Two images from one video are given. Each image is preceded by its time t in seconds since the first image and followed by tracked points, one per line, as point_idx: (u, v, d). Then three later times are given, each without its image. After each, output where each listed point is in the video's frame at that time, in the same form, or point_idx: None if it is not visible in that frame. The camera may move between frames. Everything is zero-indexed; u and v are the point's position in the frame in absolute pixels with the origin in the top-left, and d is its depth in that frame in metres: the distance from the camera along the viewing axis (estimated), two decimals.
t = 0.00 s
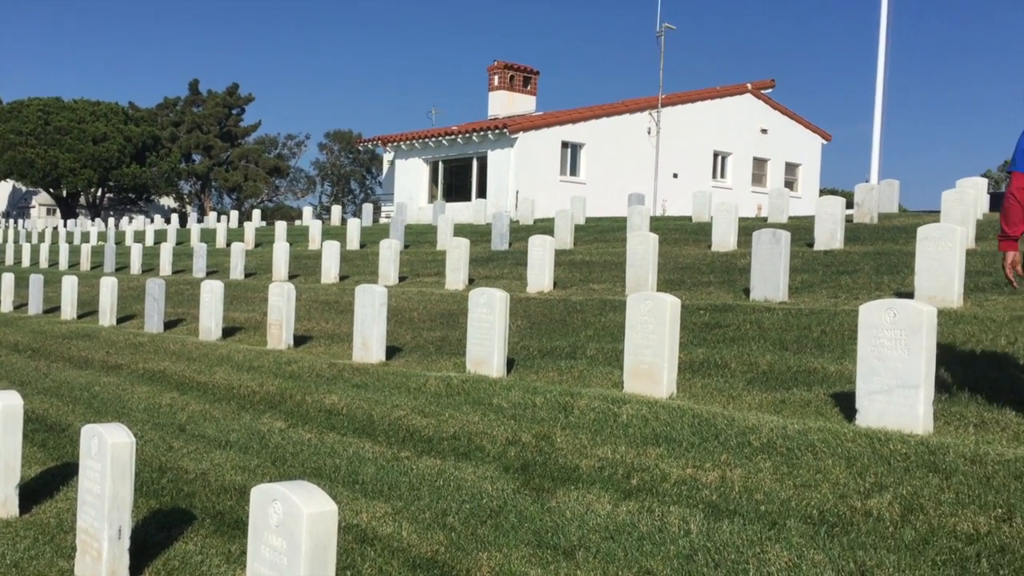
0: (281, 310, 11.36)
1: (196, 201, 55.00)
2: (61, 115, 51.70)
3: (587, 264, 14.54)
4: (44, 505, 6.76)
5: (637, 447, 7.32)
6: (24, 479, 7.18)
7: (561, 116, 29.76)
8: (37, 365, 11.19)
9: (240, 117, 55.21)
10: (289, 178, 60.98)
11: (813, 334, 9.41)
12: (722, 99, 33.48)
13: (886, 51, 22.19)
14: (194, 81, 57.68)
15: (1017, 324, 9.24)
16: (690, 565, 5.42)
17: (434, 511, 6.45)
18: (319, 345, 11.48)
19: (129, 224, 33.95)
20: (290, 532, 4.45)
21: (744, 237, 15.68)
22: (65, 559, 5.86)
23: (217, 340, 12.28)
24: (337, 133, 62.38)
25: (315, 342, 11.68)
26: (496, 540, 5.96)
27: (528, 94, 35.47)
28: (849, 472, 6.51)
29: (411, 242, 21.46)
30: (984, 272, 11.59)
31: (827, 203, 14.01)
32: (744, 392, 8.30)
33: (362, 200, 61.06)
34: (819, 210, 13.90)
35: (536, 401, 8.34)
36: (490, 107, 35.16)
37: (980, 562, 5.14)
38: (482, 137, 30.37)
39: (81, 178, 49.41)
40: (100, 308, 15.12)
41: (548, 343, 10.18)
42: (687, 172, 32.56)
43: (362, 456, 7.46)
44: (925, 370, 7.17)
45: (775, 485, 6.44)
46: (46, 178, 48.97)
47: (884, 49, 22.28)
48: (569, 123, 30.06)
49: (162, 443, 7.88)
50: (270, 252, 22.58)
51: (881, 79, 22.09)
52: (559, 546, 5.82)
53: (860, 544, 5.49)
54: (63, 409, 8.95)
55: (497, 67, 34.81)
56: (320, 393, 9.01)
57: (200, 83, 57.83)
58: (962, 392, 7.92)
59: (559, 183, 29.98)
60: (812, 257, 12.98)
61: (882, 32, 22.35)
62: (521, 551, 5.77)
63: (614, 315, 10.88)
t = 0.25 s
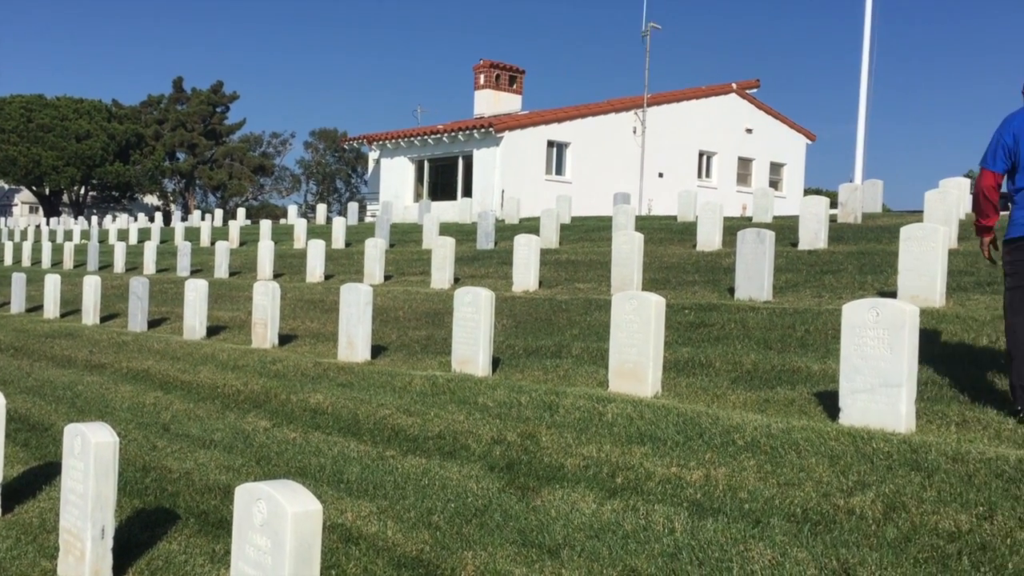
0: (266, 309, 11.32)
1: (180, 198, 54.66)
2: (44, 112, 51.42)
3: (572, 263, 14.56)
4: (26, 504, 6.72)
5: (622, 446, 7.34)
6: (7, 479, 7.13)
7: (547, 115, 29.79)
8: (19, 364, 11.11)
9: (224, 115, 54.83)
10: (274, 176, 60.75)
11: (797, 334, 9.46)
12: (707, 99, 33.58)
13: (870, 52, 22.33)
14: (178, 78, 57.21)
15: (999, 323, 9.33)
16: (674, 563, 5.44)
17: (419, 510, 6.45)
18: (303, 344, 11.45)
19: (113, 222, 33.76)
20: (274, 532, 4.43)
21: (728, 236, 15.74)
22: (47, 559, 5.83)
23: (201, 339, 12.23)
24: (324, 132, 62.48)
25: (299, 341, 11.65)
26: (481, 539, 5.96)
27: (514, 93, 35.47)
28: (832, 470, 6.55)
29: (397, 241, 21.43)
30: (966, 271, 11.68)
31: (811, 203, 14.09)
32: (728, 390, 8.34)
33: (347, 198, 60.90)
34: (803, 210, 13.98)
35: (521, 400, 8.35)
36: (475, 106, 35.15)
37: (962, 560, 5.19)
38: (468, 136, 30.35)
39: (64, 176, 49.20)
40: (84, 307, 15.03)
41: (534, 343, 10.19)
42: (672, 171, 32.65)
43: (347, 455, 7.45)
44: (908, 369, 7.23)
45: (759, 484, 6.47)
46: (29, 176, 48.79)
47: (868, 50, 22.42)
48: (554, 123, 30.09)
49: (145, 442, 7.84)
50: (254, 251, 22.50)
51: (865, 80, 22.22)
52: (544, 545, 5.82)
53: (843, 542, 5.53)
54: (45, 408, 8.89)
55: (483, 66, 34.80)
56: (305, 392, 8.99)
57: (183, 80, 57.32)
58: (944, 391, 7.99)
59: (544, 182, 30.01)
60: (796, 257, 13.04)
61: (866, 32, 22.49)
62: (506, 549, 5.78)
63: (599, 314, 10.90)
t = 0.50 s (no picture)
0: (249, 308, 11.29)
1: (163, 196, 54.37)
2: (24, 109, 50.94)
3: (556, 262, 14.58)
4: (6, 504, 6.66)
5: (606, 445, 7.36)
6: None
7: (531, 114, 29.80)
8: None
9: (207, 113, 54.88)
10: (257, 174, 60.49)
11: (780, 332, 9.51)
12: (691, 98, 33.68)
13: (853, 52, 22.47)
14: (160, 76, 56.87)
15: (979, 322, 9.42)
16: (658, 561, 5.46)
17: (403, 508, 6.44)
18: (286, 342, 11.41)
19: (94, 220, 33.50)
20: (257, 530, 4.42)
21: (712, 235, 15.81)
22: (28, 559, 5.79)
23: (184, 338, 12.18)
24: (307, 129, 61.89)
25: (283, 340, 11.61)
26: (465, 537, 5.96)
27: (498, 91, 35.46)
28: (814, 468, 6.60)
29: (380, 239, 21.39)
30: (947, 271, 11.78)
31: (794, 203, 14.17)
32: (711, 389, 8.38)
33: (331, 196, 60.72)
34: (785, 209, 14.07)
35: (506, 399, 8.37)
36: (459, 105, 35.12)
37: (941, 557, 5.24)
38: (452, 134, 30.33)
39: (45, 173, 48.74)
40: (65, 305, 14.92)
41: (518, 341, 10.21)
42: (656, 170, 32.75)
43: (331, 454, 7.43)
44: (889, 368, 7.28)
45: (742, 482, 6.50)
46: (10, 174, 48.23)
47: (851, 50, 22.56)
48: (538, 121, 30.10)
49: (127, 441, 7.80)
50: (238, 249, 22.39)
51: (848, 80, 22.36)
52: (528, 543, 5.83)
53: (824, 539, 5.58)
54: (25, 407, 8.82)
55: (467, 64, 34.77)
56: (288, 391, 8.97)
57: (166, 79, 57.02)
58: (925, 389, 8.07)
59: (528, 180, 30.02)
60: (779, 256, 13.12)
61: (849, 33, 22.63)
62: (490, 548, 5.78)
63: (584, 313, 10.94)
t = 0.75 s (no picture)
0: (232, 306, 11.25)
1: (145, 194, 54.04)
2: (4, 105, 50.41)
3: (540, 260, 14.60)
4: None
5: (589, 443, 7.38)
6: None
7: (515, 112, 29.80)
8: None
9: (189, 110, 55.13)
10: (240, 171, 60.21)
11: (762, 331, 9.56)
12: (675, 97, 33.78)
13: (836, 52, 22.60)
14: (142, 73, 56.44)
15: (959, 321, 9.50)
16: (641, 559, 5.48)
17: (387, 507, 6.43)
18: (270, 341, 11.37)
19: (75, 218, 33.22)
20: (241, 530, 4.41)
21: (695, 234, 15.87)
22: (8, 560, 5.74)
23: (166, 336, 12.11)
24: (291, 128, 61.37)
25: (266, 339, 11.57)
26: (449, 536, 5.96)
27: (482, 90, 35.43)
28: (796, 466, 6.64)
29: (364, 237, 21.34)
30: (928, 270, 11.88)
31: (777, 202, 14.24)
32: (695, 388, 8.41)
33: (315, 195, 60.53)
34: (769, 208, 14.13)
35: (490, 398, 8.37)
36: (444, 103, 35.08)
37: (921, 554, 5.29)
38: (436, 132, 30.29)
39: (26, 170, 48.22)
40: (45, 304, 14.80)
41: (502, 340, 10.22)
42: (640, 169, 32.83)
43: (315, 453, 7.42)
44: (869, 367, 7.33)
45: (724, 480, 6.54)
46: None
47: (834, 50, 22.69)
48: (523, 120, 30.11)
49: (109, 441, 7.75)
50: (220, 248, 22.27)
51: (830, 80, 22.50)
52: (512, 541, 5.84)
53: (806, 537, 5.61)
54: (6, 406, 8.75)
55: (452, 62, 34.73)
56: (272, 389, 8.94)
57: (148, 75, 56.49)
58: (905, 388, 8.13)
59: (513, 179, 30.03)
60: (762, 255, 13.18)
61: (832, 33, 22.77)
62: (473, 546, 5.79)
63: (568, 311, 10.96)
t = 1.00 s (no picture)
0: (215, 305, 11.21)
1: (127, 191, 53.72)
2: None
3: (525, 259, 14.61)
4: None
5: (573, 442, 7.39)
6: None
7: (499, 111, 29.79)
8: None
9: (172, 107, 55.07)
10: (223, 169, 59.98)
11: (746, 330, 9.60)
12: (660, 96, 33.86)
13: (819, 52, 22.73)
14: (126, 70, 56.45)
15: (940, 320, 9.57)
16: (624, 557, 5.50)
17: (370, 506, 6.42)
18: (253, 340, 11.33)
19: (56, 216, 33.00)
20: (223, 529, 4.39)
21: (679, 233, 15.92)
22: None
23: (148, 335, 12.05)
24: (275, 125, 61.41)
25: (249, 338, 11.53)
26: (433, 535, 5.96)
27: (467, 88, 35.40)
28: (779, 464, 6.67)
29: (348, 236, 21.29)
30: (910, 269, 11.96)
31: (760, 201, 14.31)
32: (679, 386, 8.44)
33: (299, 193, 60.34)
34: (752, 207, 14.19)
35: (474, 397, 8.37)
36: (428, 101, 35.02)
37: (902, 551, 5.33)
38: (421, 131, 30.25)
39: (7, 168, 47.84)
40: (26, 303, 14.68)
41: (486, 339, 10.22)
42: (624, 168, 32.89)
43: (298, 452, 7.40)
44: (852, 365, 7.37)
45: (707, 478, 6.56)
46: None
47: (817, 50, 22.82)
48: (507, 118, 30.10)
49: (91, 440, 7.71)
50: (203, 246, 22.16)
51: (814, 80, 22.61)
52: (495, 540, 5.84)
53: (788, 534, 5.64)
54: None
55: (436, 61, 34.69)
56: (255, 388, 8.92)
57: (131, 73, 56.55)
58: (887, 386, 8.19)
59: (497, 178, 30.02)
60: (745, 254, 13.24)
61: (815, 33, 22.88)
62: (457, 545, 5.78)
63: (552, 310, 10.98)
